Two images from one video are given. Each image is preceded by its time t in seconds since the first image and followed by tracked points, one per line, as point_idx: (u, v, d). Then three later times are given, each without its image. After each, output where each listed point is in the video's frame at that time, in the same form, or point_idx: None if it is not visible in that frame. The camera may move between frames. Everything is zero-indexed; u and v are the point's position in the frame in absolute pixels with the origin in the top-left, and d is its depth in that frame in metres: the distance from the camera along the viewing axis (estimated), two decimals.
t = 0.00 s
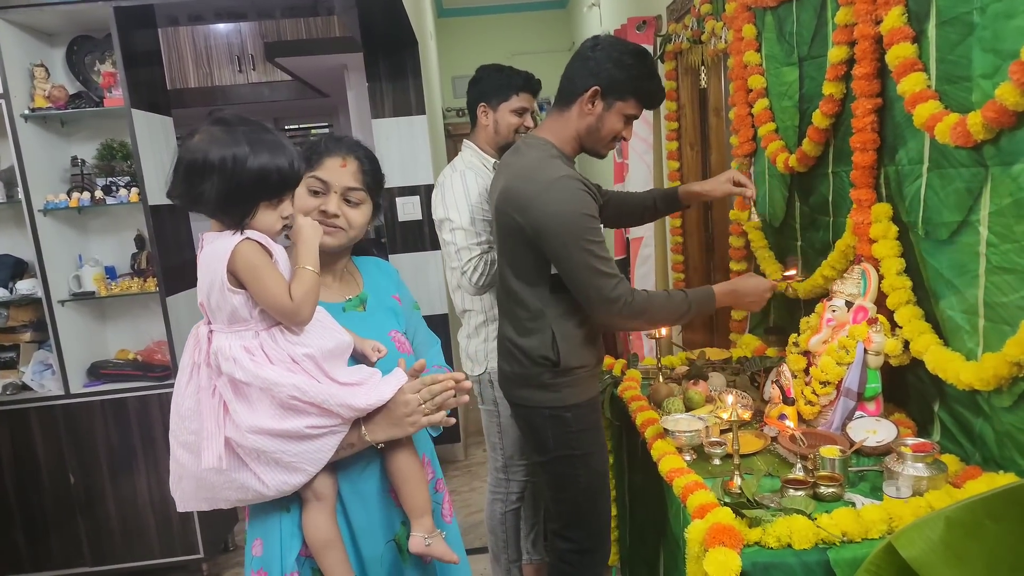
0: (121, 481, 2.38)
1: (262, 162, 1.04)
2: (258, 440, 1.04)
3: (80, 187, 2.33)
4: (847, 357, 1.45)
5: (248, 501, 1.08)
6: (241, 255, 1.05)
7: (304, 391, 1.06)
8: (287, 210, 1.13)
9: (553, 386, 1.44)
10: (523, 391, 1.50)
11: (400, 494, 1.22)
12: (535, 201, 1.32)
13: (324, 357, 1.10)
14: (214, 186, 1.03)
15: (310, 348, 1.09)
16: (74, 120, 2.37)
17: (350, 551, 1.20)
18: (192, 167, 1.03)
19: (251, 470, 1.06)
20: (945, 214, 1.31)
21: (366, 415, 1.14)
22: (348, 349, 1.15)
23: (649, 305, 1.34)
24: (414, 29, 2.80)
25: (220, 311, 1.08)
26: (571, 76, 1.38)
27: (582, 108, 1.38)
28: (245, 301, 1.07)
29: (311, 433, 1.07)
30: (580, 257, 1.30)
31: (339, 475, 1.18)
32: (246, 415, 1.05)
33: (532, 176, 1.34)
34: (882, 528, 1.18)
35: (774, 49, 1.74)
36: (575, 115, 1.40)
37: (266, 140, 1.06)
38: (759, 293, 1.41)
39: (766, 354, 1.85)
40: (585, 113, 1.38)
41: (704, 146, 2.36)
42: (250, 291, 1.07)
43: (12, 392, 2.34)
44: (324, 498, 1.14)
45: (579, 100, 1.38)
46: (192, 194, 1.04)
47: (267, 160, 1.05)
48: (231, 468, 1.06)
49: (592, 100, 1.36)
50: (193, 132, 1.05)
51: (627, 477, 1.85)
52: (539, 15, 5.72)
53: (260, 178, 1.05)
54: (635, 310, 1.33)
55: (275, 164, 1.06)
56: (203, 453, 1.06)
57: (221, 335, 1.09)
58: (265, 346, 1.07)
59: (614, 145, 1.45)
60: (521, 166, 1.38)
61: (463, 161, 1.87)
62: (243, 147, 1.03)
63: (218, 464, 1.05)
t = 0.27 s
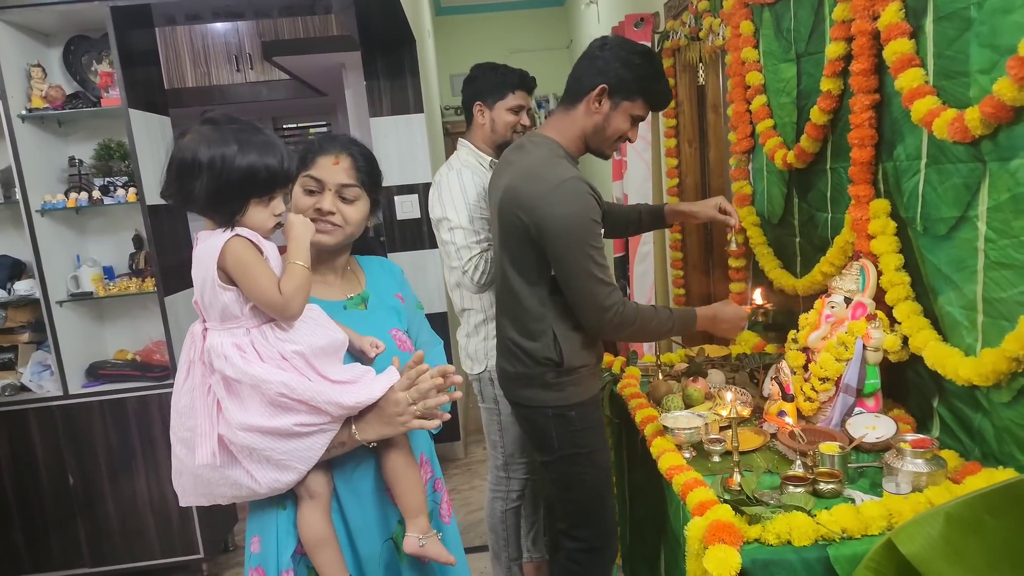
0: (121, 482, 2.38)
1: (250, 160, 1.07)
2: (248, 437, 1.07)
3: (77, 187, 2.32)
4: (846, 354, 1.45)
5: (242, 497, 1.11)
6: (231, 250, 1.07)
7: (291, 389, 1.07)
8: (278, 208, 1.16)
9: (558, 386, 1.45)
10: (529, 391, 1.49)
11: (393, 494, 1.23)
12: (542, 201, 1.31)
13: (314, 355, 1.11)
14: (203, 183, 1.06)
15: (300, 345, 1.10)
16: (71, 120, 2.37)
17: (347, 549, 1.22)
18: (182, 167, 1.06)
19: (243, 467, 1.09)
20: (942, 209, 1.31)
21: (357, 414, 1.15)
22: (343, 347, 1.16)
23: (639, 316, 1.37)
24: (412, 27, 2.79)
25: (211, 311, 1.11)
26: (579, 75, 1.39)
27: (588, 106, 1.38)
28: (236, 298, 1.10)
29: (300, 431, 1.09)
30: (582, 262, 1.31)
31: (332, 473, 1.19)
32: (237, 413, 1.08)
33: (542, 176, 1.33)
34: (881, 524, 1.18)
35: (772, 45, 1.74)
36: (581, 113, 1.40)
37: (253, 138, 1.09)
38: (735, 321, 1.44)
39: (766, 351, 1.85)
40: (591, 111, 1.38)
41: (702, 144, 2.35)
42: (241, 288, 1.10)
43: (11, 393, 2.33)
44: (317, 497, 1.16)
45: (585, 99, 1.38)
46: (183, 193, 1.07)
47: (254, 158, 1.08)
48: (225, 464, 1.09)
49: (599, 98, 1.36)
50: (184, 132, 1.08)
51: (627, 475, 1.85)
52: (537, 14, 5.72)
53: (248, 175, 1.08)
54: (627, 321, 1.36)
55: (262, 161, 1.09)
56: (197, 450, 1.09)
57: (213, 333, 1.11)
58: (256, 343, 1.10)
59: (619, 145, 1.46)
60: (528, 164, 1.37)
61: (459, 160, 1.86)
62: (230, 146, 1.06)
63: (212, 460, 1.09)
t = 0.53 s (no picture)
0: (120, 480, 2.39)
1: (245, 159, 1.07)
2: (243, 433, 1.08)
3: (75, 186, 2.32)
4: (844, 350, 1.45)
5: (239, 493, 1.12)
6: (227, 248, 1.08)
7: (284, 386, 1.08)
8: (276, 207, 1.16)
9: (547, 385, 1.45)
10: (518, 390, 1.49)
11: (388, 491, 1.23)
12: (532, 200, 1.30)
13: (308, 352, 1.11)
14: (199, 181, 1.06)
15: (294, 343, 1.11)
16: (68, 118, 2.37)
17: (343, 546, 1.23)
18: (178, 166, 1.06)
19: (239, 463, 1.10)
20: (941, 206, 1.31)
21: (352, 412, 1.14)
22: (339, 344, 1.16)
23: (620, 327, 1.35)
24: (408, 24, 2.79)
25: (207, 306, 1.12)
26: (585, 71, 1.39)
27: (592, 103, 1.38)
28: (232, 295, 1.10)
29: (294, 429, 1.09)
30: (563, 266, 1.29)
31: (330, 469, 1.20)
32: (232, 409, 1.08)
33: (535, 173, 1.33)
34: (879, 521, 1.19)
35: (769, 42, 1.73)
36: (584, 110, 1.39)
37: (249, 137, 1.09)
38: (722, 343, 1.44)
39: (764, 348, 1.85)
40: (595, 108, 1.37)
41: (700, 141, 2.35)
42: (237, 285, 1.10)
43: (10, 392, 2.34)
44: (313, 494, 1.17)
45: (589, 95, 1.38)
46: (178, 190, 1.07)
47: (249, 156, 1.08)
48: (222, 460, 1.11)
49: (603, 95, 1.36)
50: (182, 131, 1.08)
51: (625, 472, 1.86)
52: (534, 10, 5.71)
53: (244, 174, 1.08)
54: (604, 333, 1.34)
55: (258, 160, 1.09)
56: (194, 445, 1.11)
57: (211, 329, 1.12)
58: (251, 341, 1.10)
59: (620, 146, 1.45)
60: (527, 161, 1.37)
61: (456, 158, 1.87)
62: (226, 145, 1.06)
63: (209, 456, 1.10)
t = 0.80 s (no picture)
0: (122, 476, 2.40)
1: (254, 159, 1.08)
2: (239, 432, 1.09)
3: (79, 183, 2.34)
4: (847, 350, 1.44)
5: (236, 489, 1.13)
6: (228, 248, 1.09)
7: (281, 387, 1.08)
8: (281, 208, 1.16)
9: (533, 389, 1.45)
10: (504, 393, 1.50)
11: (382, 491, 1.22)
12: (531, 190, 1.30)
13: (305, 354, 1.12)
14: (207, 178, 1.07)
15: (291, 344, 1.11)
16: (73, 116, 2.38)
17: (342, 544, 1.23)
18: (187, 162, 1.07)
19: (236, 461, 1.11)
20: (945, 204, 1.30)
21: (349, 415, 1.14)
22: (338, 346, 1.16)
23: (621, 323, 1.32)
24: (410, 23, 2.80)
25: (208, 304, 1.13)
26: (598, 67, 1.39)
27: (603, 98, 1.37)
28: (231, 295, 1.11)
29: (290, 429, 1.10)
30: (561, 258, 1.28)
31: (328, 469, 1.21)
32: (230, 409, 1.09)
33: (535, 164, 1.33)
34: (882, 522, 1.18)
35: (772, 40, 1.73)
36: (595, 105, 1.39)
37: (259, 137, 1.09)
38: (736, 334, 1.43)
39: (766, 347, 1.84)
40: (606, 103, 1.37)
41: (702, 139, 2.35)
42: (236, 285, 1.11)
43: (13, 388, 2.36)
44: (311, 492, 1.17)
45: (601, 89, 1.38)
46: (187, 188, 1.09)
47: (258, 156, 1.08)
48: (219, 457, 1.12)
49: (615, 89, 1.36)
50: (195, 129, 1.09)
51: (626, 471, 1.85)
52: (536, 9, 5.73)
53: (251, 174, 1.08)
54: (602, 329, 1.31)
55: (267, 160, 1.09)
56: (192, 441, 1.12)
57: (212, 328, 1.13)
58: (250, 341, 1.11)
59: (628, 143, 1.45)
60: (528, 153, 1.37)
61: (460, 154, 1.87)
62: (236, 144, 1.07)
63: (206, 452, 1.11)
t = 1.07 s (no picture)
0: (123, 477, 2.40)
1: (258, 159, 1.08)
2: (237, 434, 1.09)
3: (79, 184, 2.33)
4: (848, 348, 1.44)
5: (235, 489, 1.14)
6: (224, 252, 1.08)
7: (280, 391, 1.08)
8: (282, 210, 1.15)
9: (524, 398, 1.45)
10: (494, 400, 1.51)
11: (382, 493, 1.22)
12: (539, 176, 1.30)
13: (304, 357, 1.11)
14: (209, 178, 1.06)
15: (289, 348, 1.11)
16: (73, 116, 2.38)
17: (342, 544, 1.23)
18: (191, 162, 1.07)
19: (235, 462, 1.11)
20: (945, 202, 1.30)
21: (348, 419, 1.15)
22: (338, 348, 1.16)
23: (638, 311, 1.32)
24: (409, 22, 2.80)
25: (207, 304, 1.13)
26: (613, 66, 1.39)
27: (618, 98, 1.37)
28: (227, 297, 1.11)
29: (288, 431, 1.10)
30: (573, 245, 1.27)
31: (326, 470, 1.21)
32: (229, 410, 1.09)
33: (540, 152, 1.33)
34: (885, 519, 1.18)
35: (772, 38, 1.73)
36: (609, 105, 1.39)
37: (263, 138, 1.10)
38: (753, 313, 1.47)
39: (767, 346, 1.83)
40: (620, 103, 1.37)
41: (702, 137, 2.35)
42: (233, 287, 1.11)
43: (13, 389, 2.36)
44: (309, 494, 1.17)
45: (616, 89, 1.38)
46: (187, 187, 1.08)
47: (262, 157, 1.08)
48: (219, 457, 1.12)
49: (630, 89, 1.36)
50: (197, 128, 1.08)
51: (627, 469, 1.85)
52: (535, 7, 5.73)
53: (255, 174, 1.08)
54: (617, 317, 1.30)
55: (271, 161, 1.09)
56: (191, 441, 1.12)
57: (211, 330, 1.13)
58: (248, 345, 1.10)
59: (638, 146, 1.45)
60: (533, 142, 1.38)
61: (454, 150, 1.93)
62: (240, 144, 1.07)
63: (205, 453, 1.12)
